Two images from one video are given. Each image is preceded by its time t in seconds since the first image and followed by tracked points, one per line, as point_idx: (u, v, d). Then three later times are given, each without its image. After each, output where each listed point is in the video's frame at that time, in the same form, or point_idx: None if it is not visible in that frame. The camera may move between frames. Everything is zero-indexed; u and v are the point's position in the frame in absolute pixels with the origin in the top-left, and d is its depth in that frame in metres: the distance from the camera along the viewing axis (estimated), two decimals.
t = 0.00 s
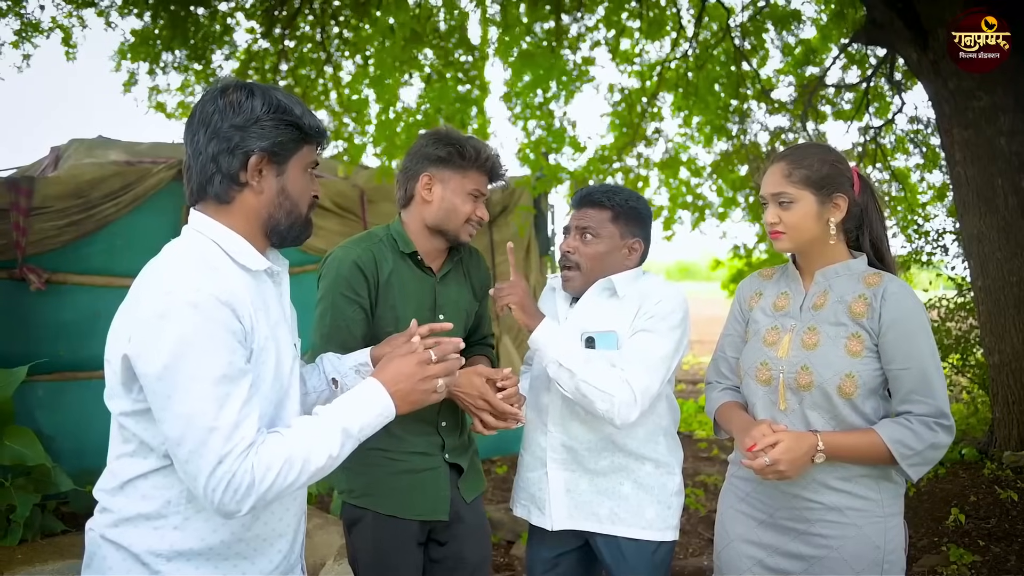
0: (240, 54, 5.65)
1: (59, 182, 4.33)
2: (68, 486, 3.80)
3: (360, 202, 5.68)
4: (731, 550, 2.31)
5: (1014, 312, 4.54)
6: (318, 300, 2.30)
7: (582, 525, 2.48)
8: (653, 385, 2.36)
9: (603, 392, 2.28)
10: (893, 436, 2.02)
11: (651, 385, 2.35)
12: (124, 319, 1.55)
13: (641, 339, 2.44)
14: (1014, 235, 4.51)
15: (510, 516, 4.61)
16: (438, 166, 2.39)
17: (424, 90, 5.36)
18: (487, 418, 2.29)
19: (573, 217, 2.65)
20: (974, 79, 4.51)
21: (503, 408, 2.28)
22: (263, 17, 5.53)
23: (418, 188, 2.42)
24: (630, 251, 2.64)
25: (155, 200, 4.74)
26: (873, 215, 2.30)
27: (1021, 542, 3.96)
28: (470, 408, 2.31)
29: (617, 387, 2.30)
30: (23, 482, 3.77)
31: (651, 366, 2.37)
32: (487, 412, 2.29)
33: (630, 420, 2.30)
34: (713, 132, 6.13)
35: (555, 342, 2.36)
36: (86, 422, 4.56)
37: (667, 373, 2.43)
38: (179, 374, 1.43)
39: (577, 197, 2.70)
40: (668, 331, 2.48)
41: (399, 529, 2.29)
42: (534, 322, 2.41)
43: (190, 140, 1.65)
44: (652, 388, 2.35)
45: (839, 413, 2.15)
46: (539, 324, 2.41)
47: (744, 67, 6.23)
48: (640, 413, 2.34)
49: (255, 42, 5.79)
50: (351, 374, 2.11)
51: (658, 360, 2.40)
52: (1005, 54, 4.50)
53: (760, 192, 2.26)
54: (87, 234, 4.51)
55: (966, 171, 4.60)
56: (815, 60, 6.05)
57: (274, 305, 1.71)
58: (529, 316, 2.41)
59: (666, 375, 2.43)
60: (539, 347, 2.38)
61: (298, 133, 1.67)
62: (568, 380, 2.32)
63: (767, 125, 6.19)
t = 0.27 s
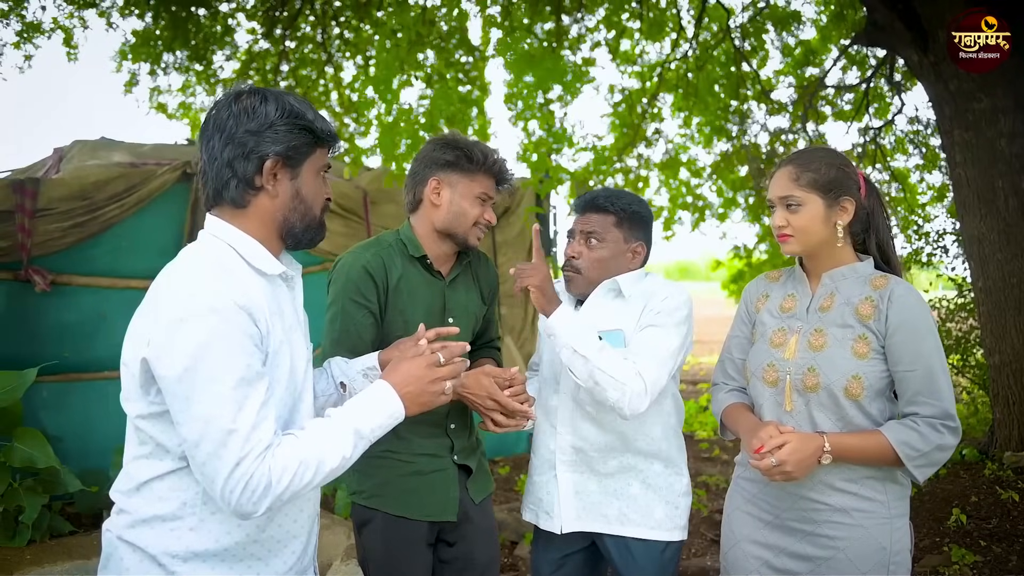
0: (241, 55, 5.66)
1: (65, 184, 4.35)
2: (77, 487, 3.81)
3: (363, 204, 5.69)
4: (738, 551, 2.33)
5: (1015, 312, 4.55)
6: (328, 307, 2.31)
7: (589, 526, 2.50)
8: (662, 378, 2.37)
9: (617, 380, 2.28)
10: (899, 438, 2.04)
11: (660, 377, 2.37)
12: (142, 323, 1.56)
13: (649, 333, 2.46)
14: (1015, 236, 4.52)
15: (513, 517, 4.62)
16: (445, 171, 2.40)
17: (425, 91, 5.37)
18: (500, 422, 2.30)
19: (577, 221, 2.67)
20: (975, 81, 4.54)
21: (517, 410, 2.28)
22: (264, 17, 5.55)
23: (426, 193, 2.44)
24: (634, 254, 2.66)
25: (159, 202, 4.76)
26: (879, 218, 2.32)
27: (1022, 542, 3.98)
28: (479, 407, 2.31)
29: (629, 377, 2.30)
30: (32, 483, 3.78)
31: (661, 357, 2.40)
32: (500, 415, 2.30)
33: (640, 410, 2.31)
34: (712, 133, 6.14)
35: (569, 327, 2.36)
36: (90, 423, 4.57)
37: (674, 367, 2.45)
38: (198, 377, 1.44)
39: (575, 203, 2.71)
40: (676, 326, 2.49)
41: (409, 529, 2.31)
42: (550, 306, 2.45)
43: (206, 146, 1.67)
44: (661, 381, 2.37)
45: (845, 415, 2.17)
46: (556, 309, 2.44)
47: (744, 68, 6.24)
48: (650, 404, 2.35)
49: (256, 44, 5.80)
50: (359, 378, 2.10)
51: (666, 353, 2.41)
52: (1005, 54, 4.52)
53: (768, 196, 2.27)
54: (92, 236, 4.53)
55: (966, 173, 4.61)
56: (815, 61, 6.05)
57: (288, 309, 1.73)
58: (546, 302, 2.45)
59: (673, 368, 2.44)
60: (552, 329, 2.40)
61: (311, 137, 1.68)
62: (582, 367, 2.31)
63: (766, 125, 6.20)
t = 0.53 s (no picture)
0: (242, 56, 5.67)
1: (69, 185, 4.42)
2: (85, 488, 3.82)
3: (366, 205, 5.70)
4: (744, 550, 2.35)
5: (1015, 313, 4.57)
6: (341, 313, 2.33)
7: (595, 526, 2.51)
8: (662, 369, 2.39)
9: (613, 373, 2.29)
10: (904, 438, 2.06)
11: (659, 368, 2.38)
12: (162, 325, 1.58)
13: (654, 330, 2.48)
14: (1014, 237, 4.54)
15: (516, 517, 4.64)
16: (454, 176, 2.42)
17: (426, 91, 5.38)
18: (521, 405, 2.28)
19: (583, 223, 2.68)
20: (975, 83, 4.55)
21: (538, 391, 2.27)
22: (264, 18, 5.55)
23: (436, 199, 2.46)
24: (641, 254, 2.68)
25: (163, 204, 4.79)
26: (885, 221, 2.34)
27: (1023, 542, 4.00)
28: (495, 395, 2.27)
29: (627, 370, 2.31)
30: (40, 484, 3.79)
31: (664, 352, 2.42)
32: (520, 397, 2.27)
33: (638, 403, 2.31)
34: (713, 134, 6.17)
35: (565, 326, 2.39)
36: (94, 423, 4.59)
37: (676, 362, 2.46)
38: (216, 379, 1.46)
39: (583, 206, 2.73)
40: (677, 322, 2.51)
41: (417, 529, 2.32)
42: (543, 308, 2.45)
43: (220, 150, 1.68)
44: (660, 373, 2.38)
45: (852, 415, 2.18)
46: (550, 309, 2.45)
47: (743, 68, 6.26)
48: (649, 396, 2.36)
49: (257, 44, 5.81)
50: (364, 375, 2.12)
51: (668, 347, 2.43)
52: (1005, 54, 4.53)
53: (776, 198, 2.29)
54: (97, 237, 4.58)
55: (966, 173, 4.63)
56: (815, 62, 6.07)
57: (302, 312, 1.75)
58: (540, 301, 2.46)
59: (675, 363, 2.45)
60: (549, 330, 2.42)
61: (324, 141, 1.70)
62: (579, 364, 2.34)
63: (766, 126, 6.22)
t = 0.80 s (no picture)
0: (242, 57, 5.67)
1: (73, 187, 4.45)
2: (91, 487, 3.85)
3: (368, 206, 5.70)
4: (751, 549, 2.36)
5: (1015, 313, 4.59)
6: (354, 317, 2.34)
7: (598, 528, 2.53)
8: (666, 371, 2.40)
9: (618, 377, 2.31)
10: (910, 439, 2.07)
11: (663, 371, 2.40)
12: (174, 325, 1.60)
13: (657, 331, 2.49)
14: (1014, 238, 4.56)
15: (518, 517, 4.66)
16: (465, 181, 2.43)
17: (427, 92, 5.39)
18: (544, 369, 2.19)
19: (593, 225, 2.71)
20: (975, 85, 4.57)
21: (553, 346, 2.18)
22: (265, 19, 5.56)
23: (447, 202, 2.48)
24: (649, 258, 2.70)
25: (167, 205, 4.81)
26: (892, 223, 2.36)
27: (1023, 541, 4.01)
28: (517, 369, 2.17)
29: (632, 373, 2.33)
30: (47, 484, 3.82)
31: (667, 354, 2.43)
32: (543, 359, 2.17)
33: (643, 405, 2.33)
34: (712, 135, 6.19)
35: (571, 329, 2.35)
36: (99, 423, 4.60)
37: (680, 363, 2.47)
38: (226, 380, 1.47)
39: (594, 207, 2.75)
40: (680, 323, 2.52)
41: (425, 529, 2.33)
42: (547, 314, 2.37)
43: (237, 156, 1.70)
44: (663, 375, 2.40)
45: (858, 416, 2.20)
46: (556, 313, 2.37)
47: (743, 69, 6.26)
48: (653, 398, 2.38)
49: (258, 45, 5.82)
50: (369, 370, 2.13)
51: (670, 349, 2.44)
52: (1005, 54, 4.55)
53: (784, 200, 2.31)
54: (101, 238, 4.59)
55: (966, 175, 4.65)
56: (814, 63, 6.08)
57: (314, 314, 1.76)
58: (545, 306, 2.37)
59: (679, 365, 2.46)
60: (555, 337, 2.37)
61: (339, 148, 1.71)
62: (582, 369, 2.34)
63: (766, 127, 6.23)
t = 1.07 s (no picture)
0: (242, 58, 5.68)
1: (76, 189, 4.47)
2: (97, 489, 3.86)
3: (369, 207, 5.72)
4: (754, 548, 2.39)
5: (1013, 314, 4.62)
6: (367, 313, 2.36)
7: (599, 529, 2.55)
8: (670, 374, 2.42)
9: (624, 380, 2.32)
10: (913, 438, 2.10)
11: (668, 375, 2.41)
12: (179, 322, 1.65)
13: (661, 334, 2.51)
14: (1012, 240, 4.58)
15: (519, 517, 4.68)
16: (462, 186, 2.45)
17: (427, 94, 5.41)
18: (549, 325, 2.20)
19: (599, 227, 2.73)
20: (973, 87, 4.59)
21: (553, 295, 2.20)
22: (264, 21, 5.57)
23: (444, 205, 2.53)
24: (653, 262, 2.73)
25: (170, 207, 4.83)
26: (896, 227, 2.38)
27: (1021, 540, 4.04)
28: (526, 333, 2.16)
29: (637, 376, 2.35)
30: (54, 485, 3.84)
31: (670, 357, 2.44)
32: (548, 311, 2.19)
33: (648, 408, 2.36)
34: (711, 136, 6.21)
35: (578, 333, 2.36)
36: (102, 424, 4.62)
37: (683, 367, 2.49)
38: (214, 374, 1.49)
39: (601, 209, 2.77)
40: (683, 327, 2.54)
41: (431, 528, 2.35)
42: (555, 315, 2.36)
43: (254, 157, 1.76)
44: (668, 379, 2.41)
45: (863, 416, 2.23)
46: (565, 318, 2.38)
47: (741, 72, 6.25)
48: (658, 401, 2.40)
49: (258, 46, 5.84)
50: (373, 368, 2.15)
51: (673, 351, 2.46)
52: (1006, 54, 4.56)
53: (791, 203, 2.33)
54: (104, 240, 4.61)
55: (965, 176, 4.68)
56: (812, 64, 6.10)
57: (318, 316, 1.78)
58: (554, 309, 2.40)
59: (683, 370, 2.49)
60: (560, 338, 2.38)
61: (350, 164, 1.73)
62: (588, 371, 2.35)
63: (764, 128, 6.25)
